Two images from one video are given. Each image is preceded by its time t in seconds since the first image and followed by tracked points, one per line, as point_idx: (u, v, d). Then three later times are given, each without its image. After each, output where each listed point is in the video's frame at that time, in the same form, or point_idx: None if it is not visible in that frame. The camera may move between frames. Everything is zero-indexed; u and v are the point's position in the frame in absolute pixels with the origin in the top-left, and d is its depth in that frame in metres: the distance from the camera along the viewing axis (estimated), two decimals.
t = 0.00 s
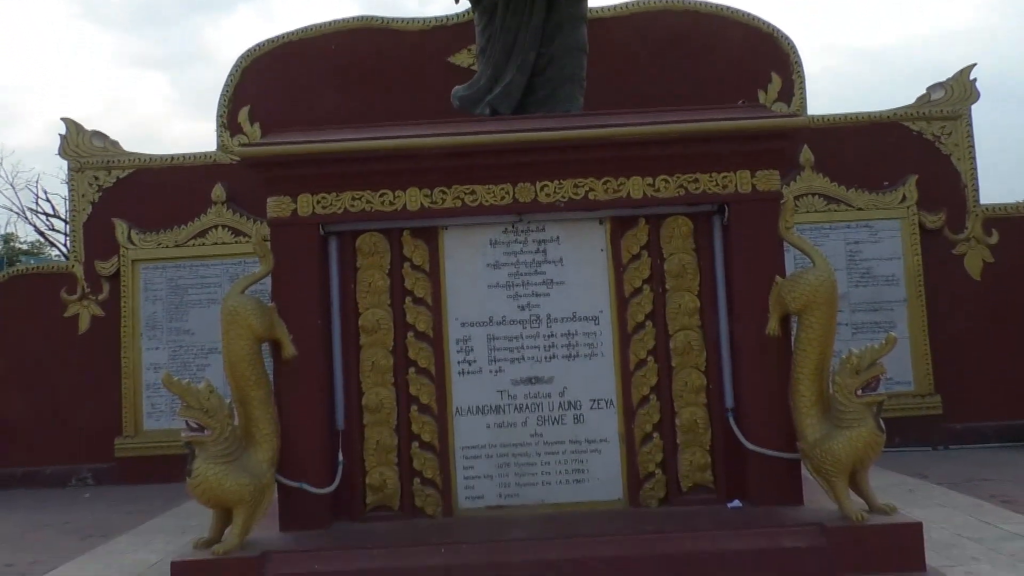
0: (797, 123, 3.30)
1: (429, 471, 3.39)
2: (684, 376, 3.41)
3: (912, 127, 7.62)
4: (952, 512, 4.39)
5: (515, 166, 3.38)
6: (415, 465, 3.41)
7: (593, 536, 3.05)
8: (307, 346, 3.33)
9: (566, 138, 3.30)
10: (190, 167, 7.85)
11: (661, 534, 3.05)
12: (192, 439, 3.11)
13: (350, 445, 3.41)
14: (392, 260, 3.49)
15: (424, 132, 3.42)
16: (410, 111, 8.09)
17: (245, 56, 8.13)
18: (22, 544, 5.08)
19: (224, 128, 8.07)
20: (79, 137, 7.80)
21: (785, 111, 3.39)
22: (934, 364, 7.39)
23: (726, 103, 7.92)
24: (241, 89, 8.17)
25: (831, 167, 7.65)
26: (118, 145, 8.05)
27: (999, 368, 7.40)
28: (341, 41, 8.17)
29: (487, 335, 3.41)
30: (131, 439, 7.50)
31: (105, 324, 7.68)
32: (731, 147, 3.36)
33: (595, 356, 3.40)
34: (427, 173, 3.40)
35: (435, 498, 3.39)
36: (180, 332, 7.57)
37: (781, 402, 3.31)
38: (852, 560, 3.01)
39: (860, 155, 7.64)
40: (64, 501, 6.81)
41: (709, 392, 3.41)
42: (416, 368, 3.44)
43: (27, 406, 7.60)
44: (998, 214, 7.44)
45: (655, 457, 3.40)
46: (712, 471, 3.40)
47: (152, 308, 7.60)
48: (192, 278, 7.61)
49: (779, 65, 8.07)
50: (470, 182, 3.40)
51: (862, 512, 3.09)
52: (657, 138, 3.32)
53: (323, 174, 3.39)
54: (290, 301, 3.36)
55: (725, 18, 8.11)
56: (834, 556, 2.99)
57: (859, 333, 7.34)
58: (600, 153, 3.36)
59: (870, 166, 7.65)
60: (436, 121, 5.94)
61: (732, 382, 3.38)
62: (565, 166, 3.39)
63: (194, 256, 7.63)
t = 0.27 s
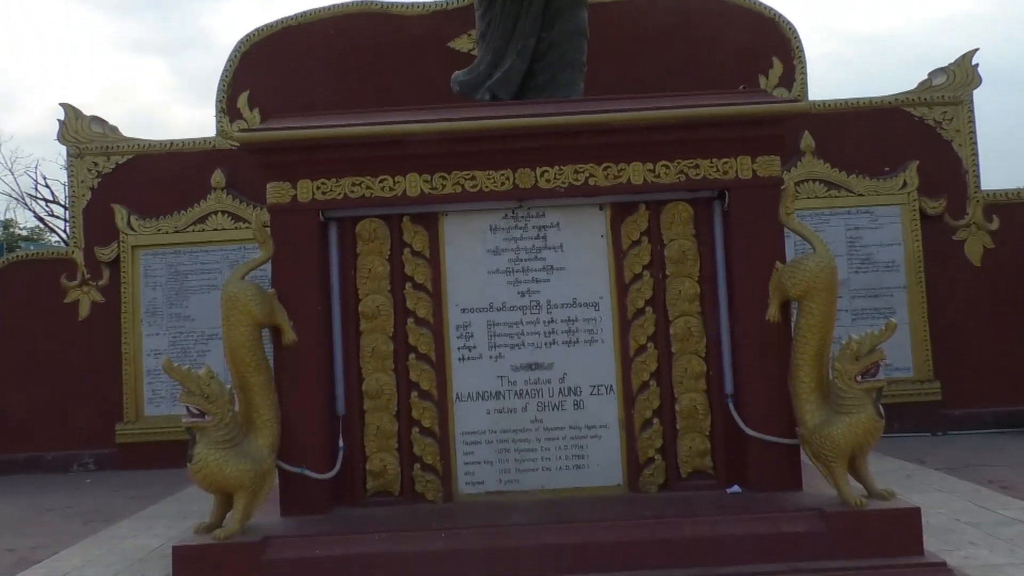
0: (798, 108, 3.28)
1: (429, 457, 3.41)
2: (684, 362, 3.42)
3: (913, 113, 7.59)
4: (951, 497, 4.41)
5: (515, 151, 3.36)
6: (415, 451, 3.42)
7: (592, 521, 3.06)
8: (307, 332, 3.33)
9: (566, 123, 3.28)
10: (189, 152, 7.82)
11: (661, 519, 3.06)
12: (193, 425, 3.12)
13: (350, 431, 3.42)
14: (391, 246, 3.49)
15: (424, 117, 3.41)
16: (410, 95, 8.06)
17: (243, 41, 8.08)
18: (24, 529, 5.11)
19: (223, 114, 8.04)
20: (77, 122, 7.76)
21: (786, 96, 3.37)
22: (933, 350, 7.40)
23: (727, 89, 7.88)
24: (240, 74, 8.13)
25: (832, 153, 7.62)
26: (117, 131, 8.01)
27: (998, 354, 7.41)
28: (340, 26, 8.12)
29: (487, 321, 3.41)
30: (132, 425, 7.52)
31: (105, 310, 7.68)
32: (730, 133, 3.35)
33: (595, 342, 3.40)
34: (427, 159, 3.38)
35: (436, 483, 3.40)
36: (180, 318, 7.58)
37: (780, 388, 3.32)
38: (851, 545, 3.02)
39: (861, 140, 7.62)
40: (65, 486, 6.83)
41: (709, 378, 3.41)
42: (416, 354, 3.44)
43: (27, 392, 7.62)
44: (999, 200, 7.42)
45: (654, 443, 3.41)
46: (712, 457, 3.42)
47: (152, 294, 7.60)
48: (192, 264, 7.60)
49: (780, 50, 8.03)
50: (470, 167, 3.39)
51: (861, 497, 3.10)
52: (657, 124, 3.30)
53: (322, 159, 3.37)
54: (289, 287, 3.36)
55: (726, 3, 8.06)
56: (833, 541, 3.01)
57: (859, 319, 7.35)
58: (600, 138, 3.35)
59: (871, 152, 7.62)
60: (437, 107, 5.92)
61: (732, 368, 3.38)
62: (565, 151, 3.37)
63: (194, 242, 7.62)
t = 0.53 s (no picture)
0: (798, 102, 3.27)
1: (429, 451, 3.41)
2: (684, 356, 3.42)
3: (913, 106, 7.58)
4: (950, 491, 4.42)
5: (514, 145, 3.35)
6: (415, 445, 3.42)
7: (592, 515, 3.06)
8: (307, 326, 3.33)
9: (565, 117, 3.27)
10: (188, 146, 7.81)
11: (660, 513, 3.07)
12: (193, 419, 3.12)
13: (350, 425, 3.43)
14: (391, 240, 3.48)
15: (423, 111, 3.40)
16: (409, 89, 8.04)
17: (242, 34, 8.06)
18: (24, 523, 5.11)
19: (223, 107, 8.03)
20: (77, 116, 7.75)
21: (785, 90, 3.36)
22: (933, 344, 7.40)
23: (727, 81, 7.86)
24: (239, 67, 8.11)
25: (832, 147, 7.61)
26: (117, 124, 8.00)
27: (997, 348, 7.42)
28: (339, 19, 8.09)
29: (487, 315, 3.41)
30: (132, 419, 7.53)
31: (105, 304, 7.68)
32: (730, 127, 3.34)
33: (595, 336, 3.40)
34: (427, 153, 3.37)
35: (436, 478, 3.41)
36: (180, 312, 7.58)
37: (780, 382, 3.32)
38: (851, 539, 3.02)
39: (861, 134, 7.60)
40: (65, 480, 6.84)
41: (709, 372, 3.41)
42: (416, 348, 3.44)
43: (27, 387, 7.62)
44: (998, 194, 7.42)
45: (654, 437, 3.41)
46: (712, 451, 3.42)
47: (152, 288, 7.60)
48: (192, 258, 7.60)
49: (780, 43, 8.01)
50: (470, 161, 3.38)
51: (860, 491, 3.11)
52: (656, 118, 3.29)
53: (321, 154, 3.36)
54: (289, 281, 3.36)
55: None
56: (832, 534, 3.01)
57: (859, 313, 7.35)
58: (600, 132, 3.34)
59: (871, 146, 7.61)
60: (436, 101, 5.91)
61: (732, 362, 3.38)
62: (565, 145, 3.37)
63: (194, 236, 7.62)
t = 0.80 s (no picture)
0: (797, 103, 3.27)
1: (429, 451, 3.41)
2: (683, 357, 3.42)
3: (913, 107, 7.58)
4: (950, 491, 4.42)
5: (514, 145, 3.35)
6: (415, 446, 3.42)
7: (591, 516, 3.07)
8: (307, 326, 3.33)
9: (565, 118, 3.27)
10: (188, 146, 7.82)
11: (660, 513, 3.07)
12: (193, 419, 3.12)
13: (350, 426, 3.43)
14: (391, 240, 3.48)
15: (423, 111, 3.40)
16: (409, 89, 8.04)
17: (243, 35, 8.07)
18: (24, 523, 5.11)
19: (222, 107, 8.03)
20: (77, 116, 7.75)
21: (785, 90, 3.36)
22: (933, 344, 7.41)
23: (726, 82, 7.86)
24: (239, 67, 8.11)
25: (832, 148, 7.61)
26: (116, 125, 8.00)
27: (997, 348, 7.42)
28: (339, 20, 8.10)
29: (487, 316, 3.41)
30: (132, 419, 7.53)
31: (105, 305, 7.68)
32: (730, 127, 3.34)
33: (594, 337, 3.40)
34: (426, 153, 3.37)
35: (435, 478, 3.41)
36: (179, 312, 7.58)
37: (779, 382, 3.32)
38: (851, 539, 3.02)
39: (861, 135, 7.61)
40: (65, 480, 6.84)
41: (709, 373, 3.42)
42: (416, 348, 3.44)
43: (27, 387, 7.62)
44: (998, 194, 7.42)
45: (654, 437, 3.41)
46: (712, 451, 3.42)
47: (152, 288, 7.60)
48: (191, 258, 7.60)
49: (780, 43, 8.01)
50: (470, 161, 3.38)
51: (860, 492, 3.11)
52: (656, 118, 3.29)
53: (321, 154, 3.36)
54: (289, 281, 3.36)
55: None
56: (832, 535, 3.02)
57: (859, 314, 7.35)
58: (599, 132, 3.34)
59: (871, 146, 7.61)
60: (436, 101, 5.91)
61: (732, 363, 3.38)
62: (564, 146, 3.37)
63: (194, 237, 7.61)
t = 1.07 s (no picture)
0: (796, 103, 3.27)
1: (429, 451, 3.41)
2: (683, 357, 3.42)
3: (912, 107, 7.59)
4: (949, 491, 4.42)
5: (513, 145, 3.36)
6: (415, 446, 3.42)
7: (591, 516, 3.07)
8: (306, 326, 3.34)
9: (565, 118, 3.27)
10: (188, 146, 7.82)
11: (659, 514, 3.07)
12: (192, 420, 3.12)
13: (350, 426, 3.43)
14: (391, 241, 3.49)
15: (423, 112, 3.40)
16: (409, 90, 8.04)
17: (243, 35, 8.06)
18: (24, 523, 5.11)
19: (222, 108, 8.03)
20: (76, 117, 7.74)
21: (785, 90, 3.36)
22: (932, 344, 7.41)
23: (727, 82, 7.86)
24: (239, 68, 8.11)
25: (832, 148, 7.62)
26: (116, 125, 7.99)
27: (996, 348, 7.42)
28: (339, 20, 8.10)
29: (486, 316, 3.41)
30: (131, 419, 7.52)
31: (104, 305, 7.68)
32: (730, 128, 3.34)
33: (594, 337, 3.40)
34: (426, 154, 3.37)
35: (435, 478, 3.41)
36: (179, 313, 7.58)
37: (779, 382, 3.32)
38: (851, 539, 3.02)
39: (861, 135, 7.61)
40: (64, 481, 6.84)
41: (709, 373, 3.42)
42: (416, 348, 3.44)
43: (26, 387, 7.61)
44: (998, 195, 7.42)
45: (653, 437, 3.41)
46: (711, 451, 3.43)
47: (152, 289, 7.60)
48: (191, 258, 7.60)
49: (780, 43, 8.02)
50: (470, 161, 3.38)
51: (860, 492, 3.11)
52: (656, 118, 3.29)
53: (321, 154, 3.36)
54: (289, 282, 3.36)
55: None
56: (832, 535, 3.02)
57: (858, 314, 7.35)
58: (599, 133, 3.34)
59: (870, 147, 7.62)
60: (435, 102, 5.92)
61: (732, 363, 3.39)
62: (564, 146, 3.37)
63: (193, 237, 7.61)
